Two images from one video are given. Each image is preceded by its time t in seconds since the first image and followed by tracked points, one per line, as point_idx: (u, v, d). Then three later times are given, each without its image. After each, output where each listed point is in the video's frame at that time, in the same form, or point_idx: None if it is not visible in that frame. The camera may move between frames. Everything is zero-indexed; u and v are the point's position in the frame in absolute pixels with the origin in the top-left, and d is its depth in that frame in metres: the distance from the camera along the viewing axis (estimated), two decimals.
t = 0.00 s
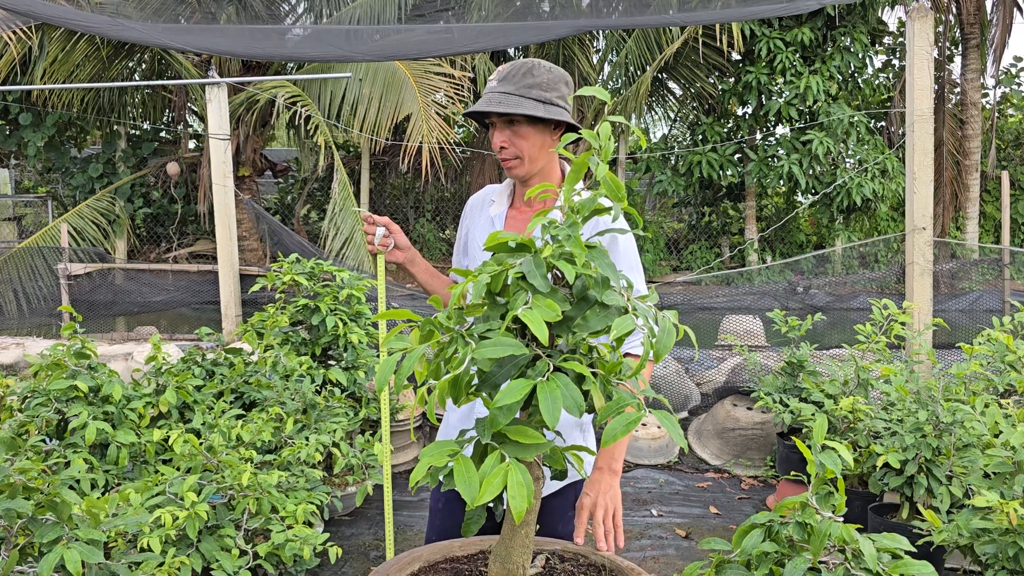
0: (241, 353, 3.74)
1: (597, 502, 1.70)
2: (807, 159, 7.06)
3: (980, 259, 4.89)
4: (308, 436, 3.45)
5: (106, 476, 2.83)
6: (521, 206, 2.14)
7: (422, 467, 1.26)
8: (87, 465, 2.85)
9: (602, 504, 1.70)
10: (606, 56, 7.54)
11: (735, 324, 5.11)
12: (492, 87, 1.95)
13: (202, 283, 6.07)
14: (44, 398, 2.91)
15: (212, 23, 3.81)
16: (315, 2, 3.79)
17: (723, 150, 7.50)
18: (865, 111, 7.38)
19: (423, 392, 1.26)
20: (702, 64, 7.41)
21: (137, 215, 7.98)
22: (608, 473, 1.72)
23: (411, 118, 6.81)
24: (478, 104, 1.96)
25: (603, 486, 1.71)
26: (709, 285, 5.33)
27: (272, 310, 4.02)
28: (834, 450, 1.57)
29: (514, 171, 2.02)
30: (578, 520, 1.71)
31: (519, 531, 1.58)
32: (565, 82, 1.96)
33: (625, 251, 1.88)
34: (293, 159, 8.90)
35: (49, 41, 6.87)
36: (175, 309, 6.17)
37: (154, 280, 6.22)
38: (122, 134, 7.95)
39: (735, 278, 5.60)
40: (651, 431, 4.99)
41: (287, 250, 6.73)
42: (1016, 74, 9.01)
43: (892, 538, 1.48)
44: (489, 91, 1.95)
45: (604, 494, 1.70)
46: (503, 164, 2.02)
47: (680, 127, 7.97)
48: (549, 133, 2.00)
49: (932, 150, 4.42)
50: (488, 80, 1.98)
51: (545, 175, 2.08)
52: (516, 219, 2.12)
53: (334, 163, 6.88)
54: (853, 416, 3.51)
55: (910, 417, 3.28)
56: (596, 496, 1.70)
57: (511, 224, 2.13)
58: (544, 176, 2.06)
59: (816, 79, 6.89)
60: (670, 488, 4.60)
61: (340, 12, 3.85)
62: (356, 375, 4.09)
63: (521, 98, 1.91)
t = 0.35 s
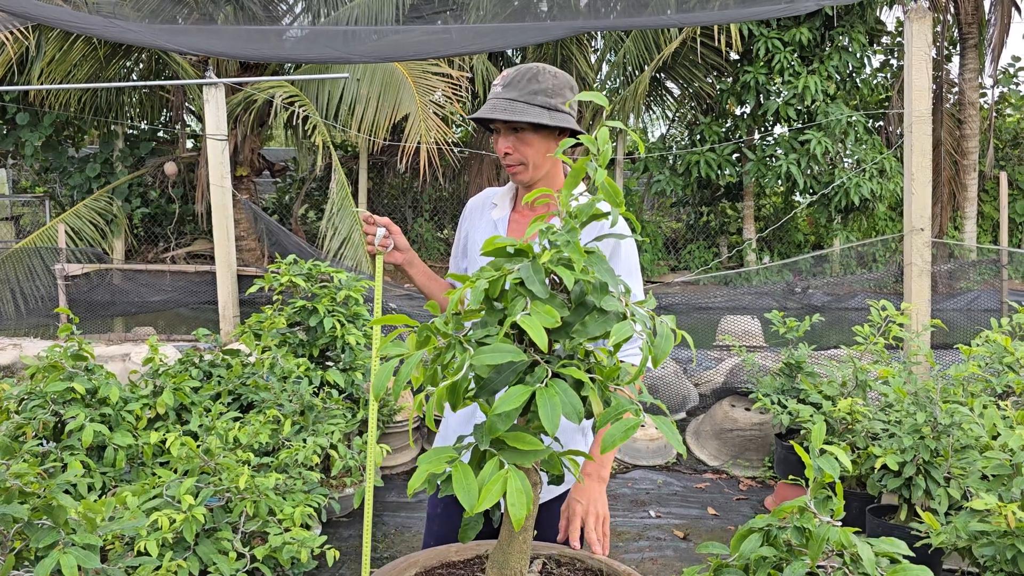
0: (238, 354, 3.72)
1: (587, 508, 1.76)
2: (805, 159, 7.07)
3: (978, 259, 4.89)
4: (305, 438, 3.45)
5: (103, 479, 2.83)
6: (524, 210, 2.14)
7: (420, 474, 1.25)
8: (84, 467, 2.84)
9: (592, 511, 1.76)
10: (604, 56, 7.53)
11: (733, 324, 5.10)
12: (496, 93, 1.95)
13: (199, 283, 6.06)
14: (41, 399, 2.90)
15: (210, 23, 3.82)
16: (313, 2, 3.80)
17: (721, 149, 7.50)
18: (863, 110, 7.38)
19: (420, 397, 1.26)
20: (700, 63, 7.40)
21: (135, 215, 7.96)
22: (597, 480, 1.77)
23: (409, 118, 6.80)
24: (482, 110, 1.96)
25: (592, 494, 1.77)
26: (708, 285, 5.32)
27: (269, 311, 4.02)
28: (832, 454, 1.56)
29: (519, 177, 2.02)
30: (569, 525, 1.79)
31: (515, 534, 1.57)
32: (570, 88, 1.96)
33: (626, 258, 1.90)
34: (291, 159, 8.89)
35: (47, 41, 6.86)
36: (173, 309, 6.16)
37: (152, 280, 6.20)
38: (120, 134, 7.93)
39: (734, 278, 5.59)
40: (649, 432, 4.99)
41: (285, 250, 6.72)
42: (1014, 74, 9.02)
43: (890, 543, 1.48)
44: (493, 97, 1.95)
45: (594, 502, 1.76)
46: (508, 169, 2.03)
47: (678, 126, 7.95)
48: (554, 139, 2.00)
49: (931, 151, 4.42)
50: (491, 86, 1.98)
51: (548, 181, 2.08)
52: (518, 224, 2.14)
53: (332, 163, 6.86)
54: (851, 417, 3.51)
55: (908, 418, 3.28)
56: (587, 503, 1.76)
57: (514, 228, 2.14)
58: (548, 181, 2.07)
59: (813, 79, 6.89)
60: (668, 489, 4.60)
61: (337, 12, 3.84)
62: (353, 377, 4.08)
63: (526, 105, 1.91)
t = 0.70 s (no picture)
0: (239, 353, 3.73)
1: (591, 504, 1.77)
2: (806, 158, 7.07)
3: (978, 258, 4.89)
4: (307, 437, 3.45)
5: (105, 478, 2.83)
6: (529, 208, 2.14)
7: (422, 473, 1.25)
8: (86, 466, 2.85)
9: (597, 507, 1.77)
10: (604, 55, 7.53)
11: (734, 324, 5.09)
12: (498, 98, 1.97)
13: (201, 282, 6.07)
14: (43, 398, 2.91)
15: (211, 23, 3.81)
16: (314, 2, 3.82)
17: (722, 149, 7.50)
18: (864, 110, 7.38)
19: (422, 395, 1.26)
20: (701, 62, 7.40)
21: (136, 214, 7.97)
22: (602, 477, 1.77)
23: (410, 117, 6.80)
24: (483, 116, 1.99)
25: (597, 489, 1.77)
26: (709, 284, 5.31)
27: (271, 311, 4.03)
28: (833, 452, 1.56)
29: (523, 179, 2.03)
30: (571, 520, 1.79)
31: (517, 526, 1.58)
32: (572, 88, 1.95)
33: (631, 258, 1.90)
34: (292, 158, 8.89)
35: (48, 40, 6.86)
36: (174, 308, 6.17)
37: (153, 279, 6.21)
38: (121, 133, 7.93)
39: (735, 277, 5.58)
40: (650, 431, 4.99)
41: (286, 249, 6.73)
42: (1015, 73, 9.01)
43: (891, 541, 1.48)
44: (494, 102, 1.97)
45: (598, 497, 1.77)
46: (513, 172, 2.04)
47: (679, 125, 7.95)
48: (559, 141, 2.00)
49: (931, 150, 4.42)
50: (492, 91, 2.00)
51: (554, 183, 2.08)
52: (524, 222, 2.13)
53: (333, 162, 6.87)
54: (852, 416, 3.51)
55: (909, 417, 3.29)
56: (590, 498, 1.77)
57: (518, 227, 2.14)
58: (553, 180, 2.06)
59: (814, 78, 6.89)
60: (669, 488, 4.61)
61: (338, 11, 3.86)
62: (355, 376, 4.09)
63: (527, 109, 1.92)
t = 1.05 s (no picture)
0: (242, 354, 3.77)
1: (589, 503, 1.77)
2: (809, 158, 7.08)
3: (981, 258, 4.89)
4: (309, 437, 3.45)
5: (109, 477, 2.84)
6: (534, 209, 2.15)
7: (427, 473, 1.26)
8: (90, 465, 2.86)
9: (596, 507, 1.77)
10: (607, 55, 7.54)
11: (736, 324, 5.10)
12: (507, 96, 1.96)
13: (204, 282, 6.08)
14: (47, 398, 2.92)
15: (214, 23, 3.82)
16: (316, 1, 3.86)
17: (724, 148, 7.51)
18: (867, 109, 7.38)
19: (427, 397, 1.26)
20: (704, 62, 7.39)
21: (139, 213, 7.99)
22: (602, 476, 1.77)
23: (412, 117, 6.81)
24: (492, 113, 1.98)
25: (596, 489, 1.77)
26: (711, 284, 5.31)
27: (274, 310, 4.04)
28: (834, 452, 1.56)
29: (531, 178, 2.03)
30: (570, 520, 1.79)
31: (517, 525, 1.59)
32: (579, 89, 1.99)
33: (634, 258, 1.91)
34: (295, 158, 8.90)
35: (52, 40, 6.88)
36: (177, 308, 6.19)
37: (156, 279, 6.23)
38: (124, 133, 7.94)
39: (737, 276, 5.58)
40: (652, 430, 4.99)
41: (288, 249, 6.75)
42: (1018, 73, 9.00)
43: (892, 541, 1.49)
44: (503, 101, 1.96)
45: (596, 497, 1.76)
46: (520, 172, 2.04)
47: (682, 125, 7.95)
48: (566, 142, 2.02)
49: (934, 150, 4.42)
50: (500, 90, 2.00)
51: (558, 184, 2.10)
52: (529, 223, 2.14)
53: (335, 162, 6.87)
54: (854, 416, 3.51)
55: (912, 417, 3.29)
56: (588, 498, 1.77)
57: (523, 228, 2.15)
58: (560, 182, 2.06)
59: (817, 77, 6.88)
60: (672, 487, 4.61)
61: (341, 11, 3.87)
62: (357, 375, 4.10)
63: (538, 108, 1.92)
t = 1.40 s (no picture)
0: (243, 353, 3.80)
1: (585, 502, 1.77)
2: (810, 158, 7.07)
3: (982, 258, 4.89)
4: (310, 437, 3.45)
5: (110, 477, 2.85)
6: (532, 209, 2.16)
7: (433, 474, 1.26)
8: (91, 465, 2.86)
9: (590, 506, 1.77)
10: (608, 54, 7.53)
11: (737, 323, 5.11)
12: (530, 85, 1.98)
13: (205, 282, 6.09)
14: (48, 398, 2.92)
15: (214, 23, 3.82)
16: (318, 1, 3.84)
17: (725, 148, 7.50)
18: (868, 109, 7.38)
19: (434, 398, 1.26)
20: (704, 62, 7.38)
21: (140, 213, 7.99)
22: (597, 474, 1.78)
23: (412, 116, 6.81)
24: (515, 100, 1.97)
25: (592, 488, 1.78)
26: (712, 283, 5.31)
27: (275, 310, 4.04)
28: (835, 452, 1.56)
29: (542, 174, 2.03)
30: (566, 519, 1.79)
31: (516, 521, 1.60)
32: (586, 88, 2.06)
33: (632, 258, 1.91)
34: (296, 157, 8.91)
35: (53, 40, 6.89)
36: (178, 308, 6.20)
37: (158, 279, 6.24)
38: (125, 132, 7.94)
39: (738, 276, 5.57)
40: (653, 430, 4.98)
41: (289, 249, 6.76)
42: (1019, 72, 8.99)
43: (892, 541, 1.49)
44: (529, 89, 1.98)
45: (592, 495, 1.77)
46: (530, 166, 2.03)
47: (683, 125, 7.95)
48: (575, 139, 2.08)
49: (935, 150, 4.41)
50: (519, 81, 2.01)
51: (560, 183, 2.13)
52: (526, 222, 2.16)
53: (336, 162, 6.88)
54: (856, 416, 3.51)
55: (912, 417, 3.29)
56: (584, 497, 1.77)
57: (521, 229, 2.16)
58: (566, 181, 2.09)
59: (818, 77, 6.88)
60: (673, 487, 4.61)
61: (342, 11, 3.86)
62: (358, 375, 4.10)
63: (563, 98, 1.97)
